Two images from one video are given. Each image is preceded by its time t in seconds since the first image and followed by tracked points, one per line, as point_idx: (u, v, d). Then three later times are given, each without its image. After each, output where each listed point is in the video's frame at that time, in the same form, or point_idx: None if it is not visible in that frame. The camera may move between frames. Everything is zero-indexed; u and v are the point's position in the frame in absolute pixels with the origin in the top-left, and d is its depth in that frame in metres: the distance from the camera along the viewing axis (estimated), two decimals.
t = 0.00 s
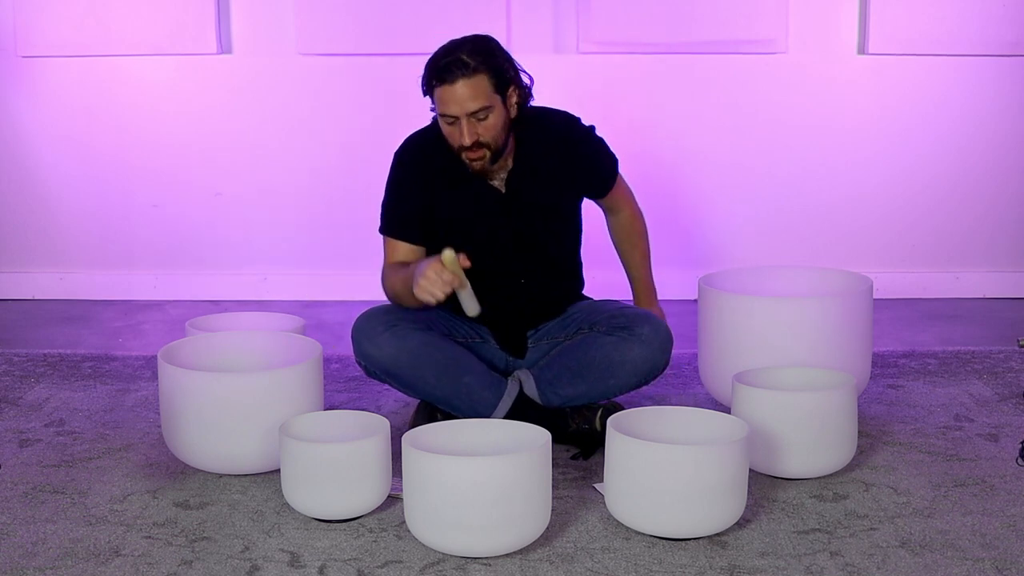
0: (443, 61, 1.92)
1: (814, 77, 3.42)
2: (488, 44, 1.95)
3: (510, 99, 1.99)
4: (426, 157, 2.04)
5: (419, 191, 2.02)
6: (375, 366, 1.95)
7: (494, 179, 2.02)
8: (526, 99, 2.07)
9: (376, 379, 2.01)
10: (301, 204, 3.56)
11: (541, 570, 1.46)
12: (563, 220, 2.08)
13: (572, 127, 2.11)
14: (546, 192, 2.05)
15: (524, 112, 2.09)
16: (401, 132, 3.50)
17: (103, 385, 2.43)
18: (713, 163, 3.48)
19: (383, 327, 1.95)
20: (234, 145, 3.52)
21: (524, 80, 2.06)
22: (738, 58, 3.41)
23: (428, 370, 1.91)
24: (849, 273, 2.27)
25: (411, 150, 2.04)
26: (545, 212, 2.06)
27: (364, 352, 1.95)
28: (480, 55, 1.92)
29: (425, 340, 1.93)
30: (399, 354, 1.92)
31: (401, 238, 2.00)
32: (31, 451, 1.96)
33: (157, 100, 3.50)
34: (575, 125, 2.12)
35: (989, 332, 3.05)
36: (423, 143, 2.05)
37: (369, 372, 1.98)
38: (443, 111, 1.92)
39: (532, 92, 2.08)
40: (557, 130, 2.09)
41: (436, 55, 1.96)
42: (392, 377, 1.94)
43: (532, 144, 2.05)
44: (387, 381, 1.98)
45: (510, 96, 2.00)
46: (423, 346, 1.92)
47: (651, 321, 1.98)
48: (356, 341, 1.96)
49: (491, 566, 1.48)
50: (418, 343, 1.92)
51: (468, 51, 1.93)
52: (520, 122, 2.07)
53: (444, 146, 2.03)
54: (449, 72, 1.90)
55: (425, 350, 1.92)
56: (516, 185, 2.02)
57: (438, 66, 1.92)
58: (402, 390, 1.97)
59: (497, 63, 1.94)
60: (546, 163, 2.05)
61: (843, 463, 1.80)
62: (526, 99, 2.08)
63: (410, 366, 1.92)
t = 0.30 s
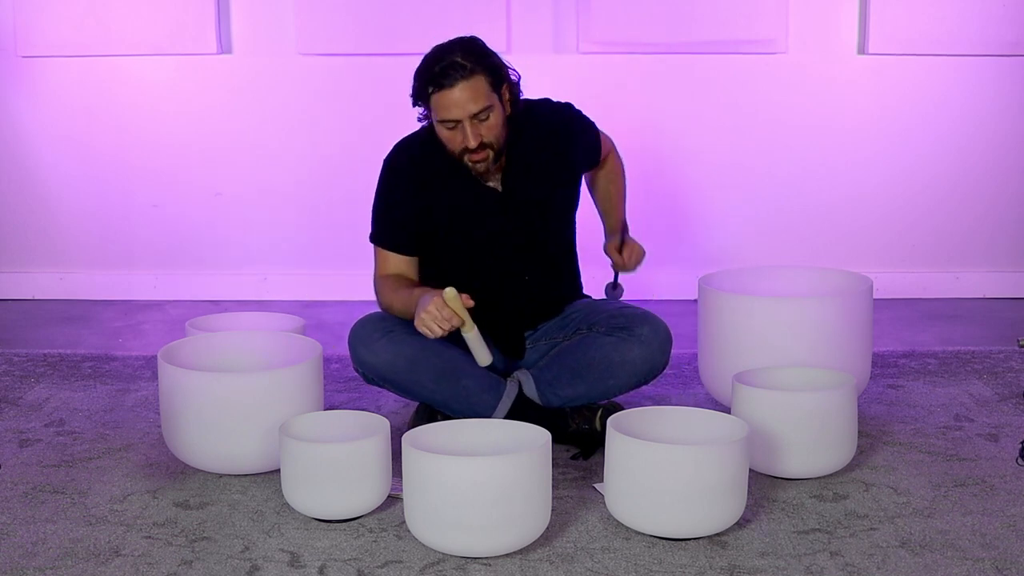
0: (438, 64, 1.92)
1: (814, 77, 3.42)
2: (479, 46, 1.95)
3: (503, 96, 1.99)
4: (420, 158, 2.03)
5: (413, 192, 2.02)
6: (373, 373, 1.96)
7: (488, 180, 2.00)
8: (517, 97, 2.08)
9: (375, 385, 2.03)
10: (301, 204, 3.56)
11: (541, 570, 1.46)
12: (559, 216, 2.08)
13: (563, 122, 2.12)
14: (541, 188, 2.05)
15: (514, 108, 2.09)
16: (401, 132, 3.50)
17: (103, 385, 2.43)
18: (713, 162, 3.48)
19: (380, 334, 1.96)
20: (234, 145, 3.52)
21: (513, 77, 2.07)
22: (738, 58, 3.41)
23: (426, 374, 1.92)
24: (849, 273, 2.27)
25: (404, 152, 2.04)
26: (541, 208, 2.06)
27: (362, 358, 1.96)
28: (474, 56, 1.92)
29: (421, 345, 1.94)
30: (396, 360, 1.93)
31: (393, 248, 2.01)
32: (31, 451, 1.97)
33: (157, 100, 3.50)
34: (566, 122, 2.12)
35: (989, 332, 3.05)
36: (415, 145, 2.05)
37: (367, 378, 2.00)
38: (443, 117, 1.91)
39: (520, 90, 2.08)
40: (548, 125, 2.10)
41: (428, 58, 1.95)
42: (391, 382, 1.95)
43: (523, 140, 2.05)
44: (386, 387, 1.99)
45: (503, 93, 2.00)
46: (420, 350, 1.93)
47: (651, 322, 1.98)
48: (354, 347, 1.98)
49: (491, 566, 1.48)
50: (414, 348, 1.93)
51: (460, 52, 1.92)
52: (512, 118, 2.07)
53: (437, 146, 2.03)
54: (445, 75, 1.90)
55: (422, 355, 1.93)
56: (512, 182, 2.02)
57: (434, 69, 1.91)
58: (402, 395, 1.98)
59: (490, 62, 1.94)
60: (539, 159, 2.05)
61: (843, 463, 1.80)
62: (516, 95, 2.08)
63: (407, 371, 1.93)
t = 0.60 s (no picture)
0: (437, 59, 1.95)
1: (814, 77, 3.42)
2: (478, 43, 1.99)
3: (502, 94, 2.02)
4: (418, 158, 2.05)
5: (410, 191, 2.03)
6: (373, 372, 1.96)
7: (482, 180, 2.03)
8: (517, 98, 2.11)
9: (375, 385, 2.02)
10: (301, 204, 3.56)
11: (541, 570, 1.46)
12: (559, 216, 2.07)
13: (564, 120, 2.11)
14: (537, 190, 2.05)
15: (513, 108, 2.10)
16: (401, 132, 3.50)
17: (103, 385, 2.43)
18: (713, 162, 3.48)
19: (381, 333, 1.97)
20: (235, 145, 3.52)
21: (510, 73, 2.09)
22: (738, 58, 3.41)
23: (426, 374, 1.92)
24: (849, 273, 2.27)
25: (402, 152, 2.06)
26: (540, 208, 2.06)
27: (362, 357, 1.97)
28: (473, 52, 1.96)
29: (422, 344, 1.94)
30: (397, 359, 1.93)
31: (389, 245, 2.03)
32: (30, 451, 1.97)
33: (157, 100, 3.50)
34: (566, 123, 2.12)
35: (989, 332, 3.05)
36: (414, 146, 2.07)
37: (368, 377, 2.00)
38: (442, 111, 1.94)
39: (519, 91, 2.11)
40: (549, 125, 2.09)
41: (427, 54, 1.98)
42: (391, 381, 1.95)
43: (523, 141, 2.06)
44: (387, 386, 1.99)
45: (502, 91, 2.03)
46: (420, 349, 1.93)
47: (651, 322, 1.99)
48: (354, 347, 1.98)
49: (491, 566, 1.48)
50: (414, 348, 1.93)
51: (460, 47, 1.96)
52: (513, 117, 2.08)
53: (436, 146, 2.04)
54: (445, 70, 1.93)
55: (422, 355, 1.93)
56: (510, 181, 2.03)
57: (434, 64, 1.95)
58: (402, 395, 1.98)
59: (489, 58, 1.97)
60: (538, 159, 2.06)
61: (843, 463, 1.80)
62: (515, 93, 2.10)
63: (407, 370, 1.93)
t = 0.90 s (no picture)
0: (457, 54, 1.91)
1: (814, 77, 3.42)
2: (502, 44, 1.94)
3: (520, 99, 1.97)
4: (430, 158, 2.02)
5: (419, 191, 2.00)
6: (373, 371, 1.96)
7: (490, 185, 1.99)
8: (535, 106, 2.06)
9: (376, 385, 2.03)
10: (301, 204, 3.56)
11: (541, 570, 1.46)
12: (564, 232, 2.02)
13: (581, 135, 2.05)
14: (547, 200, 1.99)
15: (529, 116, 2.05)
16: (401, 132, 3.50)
17: (103, 385, 2.43)
18: (712, 162, 3.48)
19: (381, 332, 1.96)
20: (234, 145, 3.52)
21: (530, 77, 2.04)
22: (738, 58, 3.41)
23: (426, 373, 1.92)
24: (849, 274, 2.27)
25: (416, 149, 2.03)
26: (548, 219, 2.00)
27: (362, 357, 1.97)
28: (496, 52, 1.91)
29: (422, 343, 1.94)
30: (397, 358, 1.93)
31: (395, 243, 2.01)
32: (30, 451, 1.96)
33: (157, 100, 3.50)
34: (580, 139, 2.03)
35: (989, 332, 3.05)
36: (426, 145, 2.03)
37: (367, 377, 2.00)
38: (455, 104, 1.90)
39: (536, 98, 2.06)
40: (567, 137, 2.03)
41: (449, 48, 1.94)
42: (391, 381, 1.95)
43: (536, 150, 2.00)
44: (386, 386, 1.99)
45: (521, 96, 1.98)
46: (420, 348, 1.94)
47: (651, 325, 1.99)
48: (354, 347, 1.98)
49: (491, 566, 1.48)
50: (415, 347, 1.94)
51: (483, 46, 1.91)
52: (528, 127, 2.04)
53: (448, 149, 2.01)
54: (464, 64, 1.89)
55: (422, 354, 1.93)
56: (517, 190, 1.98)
57: (452, 57, 1.91)
58: (402, 395, 1.98)
59: (512, 61, 1.93)
60: (550, 168, 1.99)
61: (844, 462, 1.80)
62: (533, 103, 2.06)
63: (408, 370, 1.93)
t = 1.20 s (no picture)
0: (486, 59, 1.88)
1: (814, 77, 3.42)
2: (531, 52, 1.92)
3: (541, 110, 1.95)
4: (442, 158, 1.98)
5: (429, 191, 1.97)
6: (373, 371, 1.97)
7: (503, 189, 1.97)
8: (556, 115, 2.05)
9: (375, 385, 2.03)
10: (301, 204, 3.56)
11: (541, 570, 1.46)
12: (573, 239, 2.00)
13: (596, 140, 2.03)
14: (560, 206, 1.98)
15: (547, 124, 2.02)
16: (401, 132, 3.50)
17: (103, 385, 2.43)
18: (712, 162, 3.48)
19: (381, 332, 1.97)
20: (234, 145, 3.52)
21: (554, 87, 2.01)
22: (738, 58, 3.41)
23: (426, 373, 1.93)
24: (849, 274, 2.27)
25: (427, 148, 2.00)
26: (560, 225, 1.98)
27: (362, 357, 1.97)
28: (525, 60, 1.89)
29: (422, 343, 1.95)
30: (397, 358, 1.94)
31: (403, 243, 1.98)
32: (31, 451, 1.96)
33: (156, 100, 3.50)
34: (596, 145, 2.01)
35: (989, 332, 3.05)
36: (439, 145, 2.00)
37: (367, 378, 2.01)
38: (477, 108, 1.88)
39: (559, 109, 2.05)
40: (583, 143, 2.00)
41: (477, 53, 1.91)
42: (391, 381, 1.96)
43: (552, 156, 1.98)
44: (386, 387, 2.00)
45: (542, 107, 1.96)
46: (419, 348, 1.94)
47: (651, 326, 1.99)
48: (354, 347, 1.99)
49: (491, 566, 1.48)
50: (415, 347, 1.94)
51: (513, 53, 1.89)
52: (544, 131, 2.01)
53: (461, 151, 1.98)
54: (491, 69, 1.86)
55: (422, 354, 1.94)
56: (530, 195, 1.96)
57: (481, 62, 1.88)
58: (401, 395, 1.99)
59: (539, 71, 1.91)
60: (561, 175, 1.97)
61: (845, 461, 1.80)
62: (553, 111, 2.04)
63: (408, 369, 1.93)
